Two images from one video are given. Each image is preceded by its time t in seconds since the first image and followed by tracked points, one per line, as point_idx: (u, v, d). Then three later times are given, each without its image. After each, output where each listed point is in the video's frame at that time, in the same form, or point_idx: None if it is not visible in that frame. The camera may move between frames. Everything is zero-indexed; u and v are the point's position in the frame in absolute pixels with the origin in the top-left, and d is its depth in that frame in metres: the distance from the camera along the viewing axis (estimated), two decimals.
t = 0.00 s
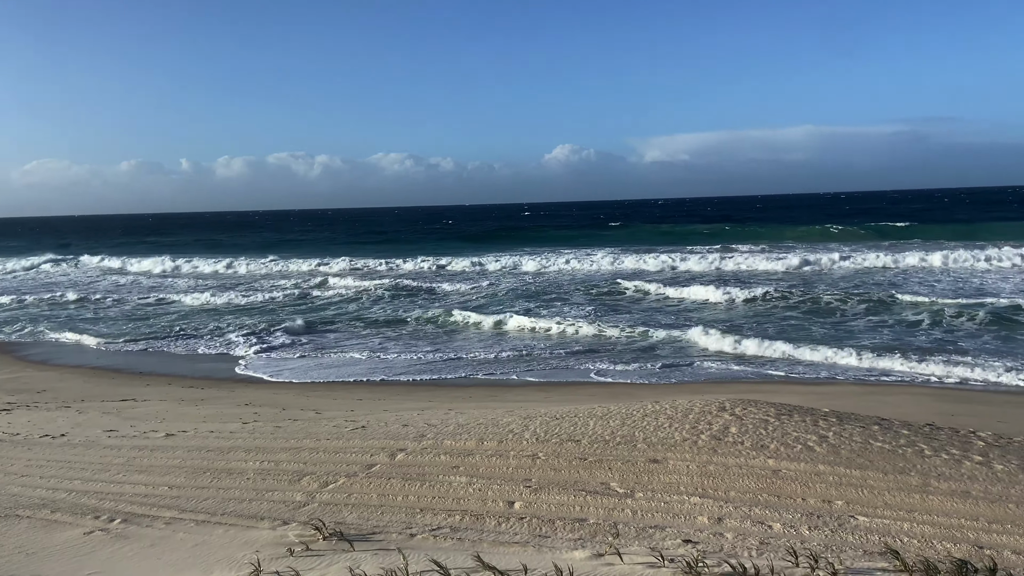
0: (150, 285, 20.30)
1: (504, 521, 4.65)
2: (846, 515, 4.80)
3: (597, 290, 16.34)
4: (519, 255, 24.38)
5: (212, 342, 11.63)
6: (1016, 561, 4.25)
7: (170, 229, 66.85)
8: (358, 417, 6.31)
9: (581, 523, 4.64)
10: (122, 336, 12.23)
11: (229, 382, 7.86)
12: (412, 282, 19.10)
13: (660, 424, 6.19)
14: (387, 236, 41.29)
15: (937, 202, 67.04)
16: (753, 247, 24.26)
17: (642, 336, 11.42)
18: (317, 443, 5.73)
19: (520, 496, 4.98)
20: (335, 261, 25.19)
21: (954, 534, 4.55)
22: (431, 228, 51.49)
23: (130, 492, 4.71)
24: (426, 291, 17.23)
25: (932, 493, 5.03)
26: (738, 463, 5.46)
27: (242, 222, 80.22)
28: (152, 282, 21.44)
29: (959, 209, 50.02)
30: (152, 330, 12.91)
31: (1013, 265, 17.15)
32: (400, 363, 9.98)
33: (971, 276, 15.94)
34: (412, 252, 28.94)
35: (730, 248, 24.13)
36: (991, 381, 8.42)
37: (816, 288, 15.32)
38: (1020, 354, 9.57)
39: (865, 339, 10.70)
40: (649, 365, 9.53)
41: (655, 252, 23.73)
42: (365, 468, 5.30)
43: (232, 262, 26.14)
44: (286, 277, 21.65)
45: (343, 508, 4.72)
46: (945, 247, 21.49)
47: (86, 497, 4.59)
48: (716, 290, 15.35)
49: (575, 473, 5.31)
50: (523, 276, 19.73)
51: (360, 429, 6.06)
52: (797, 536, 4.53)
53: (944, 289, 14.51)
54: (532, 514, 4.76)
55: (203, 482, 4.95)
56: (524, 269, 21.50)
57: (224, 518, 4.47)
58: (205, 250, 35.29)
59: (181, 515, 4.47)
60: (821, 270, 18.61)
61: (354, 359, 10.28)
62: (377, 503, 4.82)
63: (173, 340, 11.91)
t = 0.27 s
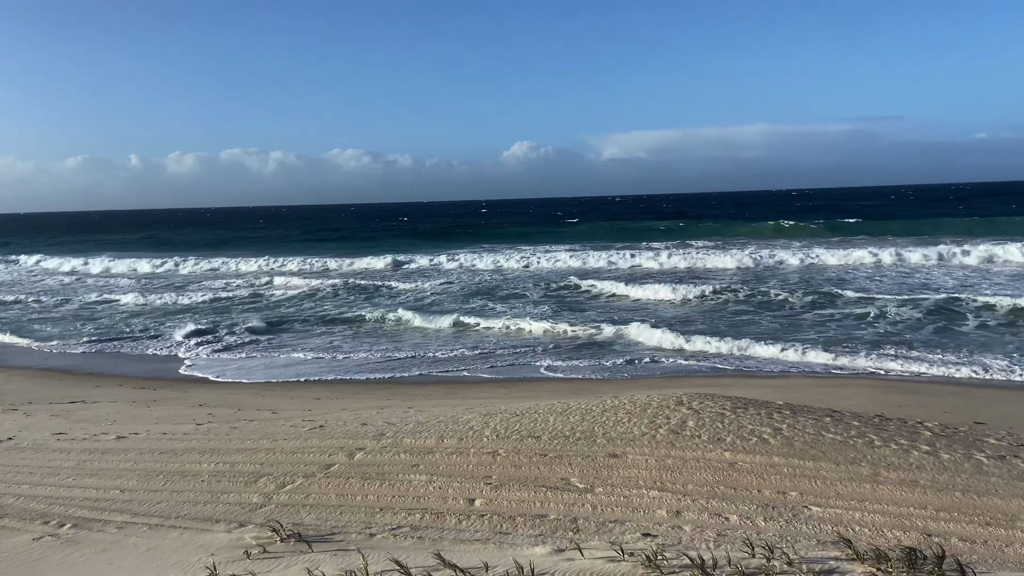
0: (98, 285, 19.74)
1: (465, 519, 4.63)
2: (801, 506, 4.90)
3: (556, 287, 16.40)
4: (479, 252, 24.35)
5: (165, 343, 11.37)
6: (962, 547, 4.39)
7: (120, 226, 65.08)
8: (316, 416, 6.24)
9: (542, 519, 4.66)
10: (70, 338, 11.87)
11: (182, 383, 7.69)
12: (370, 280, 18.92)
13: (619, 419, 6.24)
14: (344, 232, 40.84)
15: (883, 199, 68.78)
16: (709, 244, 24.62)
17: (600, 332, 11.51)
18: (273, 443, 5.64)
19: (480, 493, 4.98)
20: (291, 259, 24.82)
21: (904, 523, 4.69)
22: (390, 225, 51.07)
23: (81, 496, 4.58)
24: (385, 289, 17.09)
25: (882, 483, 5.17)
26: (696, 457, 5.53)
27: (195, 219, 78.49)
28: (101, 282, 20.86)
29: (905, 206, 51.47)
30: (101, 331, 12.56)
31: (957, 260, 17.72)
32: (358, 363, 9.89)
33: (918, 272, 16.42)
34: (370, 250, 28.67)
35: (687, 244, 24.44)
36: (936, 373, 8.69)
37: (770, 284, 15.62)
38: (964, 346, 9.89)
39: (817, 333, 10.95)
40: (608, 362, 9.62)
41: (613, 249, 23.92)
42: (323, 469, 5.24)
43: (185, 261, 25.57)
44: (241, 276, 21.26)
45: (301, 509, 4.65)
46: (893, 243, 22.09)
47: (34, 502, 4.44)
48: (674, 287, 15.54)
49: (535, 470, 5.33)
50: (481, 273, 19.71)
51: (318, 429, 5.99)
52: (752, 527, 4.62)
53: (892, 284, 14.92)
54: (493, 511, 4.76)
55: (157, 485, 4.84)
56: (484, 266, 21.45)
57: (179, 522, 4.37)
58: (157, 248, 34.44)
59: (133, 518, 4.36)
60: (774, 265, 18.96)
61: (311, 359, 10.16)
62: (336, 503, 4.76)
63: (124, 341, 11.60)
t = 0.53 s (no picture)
0: (47, 286, 19.15)
1: (427, 518, 4.61)
2: (758, 497, 4.99)
3: (517, 284, 16.42)
4: (440, 250, 24.25)
5: (117, 345, 11.09)
6: (912, 535, 4.53)
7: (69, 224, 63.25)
8: (274, 417, 6.15)
9: (504, 517, 4.66)
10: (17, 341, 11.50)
11: (135, 384, 7.51)
12: (330, 278, 18.71)
13: (579, 415, 6.28)
14: (303, 230, 40.32)
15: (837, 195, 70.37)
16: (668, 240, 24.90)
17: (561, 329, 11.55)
18: (230, 445, 5.55)
19: (442, 491, 4.96)
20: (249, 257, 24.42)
21: (857, 512, 4.81)
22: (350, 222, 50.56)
23: (29, 503, 4.44)
24: (345, 287, 16.92)
25: (836, 473, 5.29)
26: (656, 451, 5.59)
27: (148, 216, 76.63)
28: (50, 282, 20.24)
29: (857, 203, 52.71)
30: (50, 333, 12.20)
31: (906, 253, 18.22)
32: (317, 364, 9.79)
33: (869, 267, 16.85)
34: (329, 248, 28.35)
35: (647, 241, 24.68)
36: (887, 366, 8.93)
37: (728, 280, 15.87)
38: (913, 339, 10.17)
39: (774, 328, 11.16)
40: (568, 360, 9.67)
41: (574, 246, 24.04)
42: (281, 470, 5.17)
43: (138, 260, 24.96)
44: (197, 275, 20.84)
45: (259, 511, 4.58)
46: (846, 238, 22.62)
47: None
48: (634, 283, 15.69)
49: (497, 467, 5.33)
50: (443, 271, 19.65)
51: (276, 429, 5.90)
52: (711, 520, 4.69)
53: (845, 279, 15.28)
54: (455, 509, 4.75)
55: (109, 489, 4.72)
56: (444, 262, 21.37)
57: (133, 526, 4.26)
58: (108, 247, 33.54)
59: (85, 524, 4.24)
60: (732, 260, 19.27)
61: (269, 360, 10.02)
62: (295, 504, 4.70)
63: (74, 343, 11.29)
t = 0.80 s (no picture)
0: None
1: (388, 518, 4.59)
2: (717, 491, 5.07)
3: (480, 282, 16.40)
4: (402, 248, 24.11)
5: (69, 348, 10.82)
6: (865, 525, 4.64)
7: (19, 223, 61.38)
8: (231, 418, 6.06)
9: (466, 515, 4.66)
10: None
11: (88, 387, 7.33)
12: (290, 278, 18.49)
13: (541, 412, 6.31)
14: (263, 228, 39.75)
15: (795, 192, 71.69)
16: (630, 237, 25.12)
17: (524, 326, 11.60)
18: (186, 448, 5.46)
19: (403, 491, 4.94)
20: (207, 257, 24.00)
21: (812, 503, 4.91)
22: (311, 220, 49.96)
23: None
24: (306, 286, 16.73)
25: (792, 465, 5.39)
26: (616, 447, 5.64)
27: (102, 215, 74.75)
28: None
29: (814, 199, 53.76)
30: None
31: (861, 248, 18.64)
32: (276, 365, 9.69)
33: (825, 263, 17.20)
34: (290, 246, 27.99)
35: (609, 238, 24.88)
36: (840, 360, 9.14)
37: (688, 277, 16.07)
38: (865, 334, 10.42)
39: (732, 324, 11.34)
40: (530, 359, 9.71)
41: (537, 243, 24.11)
42: (239, 472, 5.10)
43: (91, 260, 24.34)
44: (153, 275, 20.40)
45: (217, 514, 4.51)
46: (802, 235, 23.06)
47: None
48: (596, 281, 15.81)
49: (459, 465, 5.33)
50: (405, 270, 19.56)
51: (234, 431, 5.83)
52: (671, 513, 4.75)
53: (801, 275, 15.59)
54: (416, 508, 4.73)
55: (61, 495, 4.60)
56: (407, 260, 21.24)
57: (85, 532, 4.16)
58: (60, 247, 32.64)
59: (36, 531, 4.13)
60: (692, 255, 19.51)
61: (227, 363, 9.89)
62: (254, 507, 4.64)
63: (25, 346, 10.99)
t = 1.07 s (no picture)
0: None
1: (349, 518, 4.56)
2: (677, 484, 5.13)
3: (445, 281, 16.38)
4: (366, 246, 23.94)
5: (21, 351, 10.54)
6: (820, 516, 4.75)
7: None
8: (189, 420, 5.97)
9: (428, 514, 4.65)
10: None
11: (39, 390, 7.16)
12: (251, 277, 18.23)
13: (503, 409, 6.32)
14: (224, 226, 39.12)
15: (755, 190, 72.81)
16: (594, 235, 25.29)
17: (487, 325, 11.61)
18: (142, 451, 5.37)
19: (365, 491, 4.91)
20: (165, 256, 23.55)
21: (769, 495, 5.00)
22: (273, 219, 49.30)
23: None
24: (267, 285, 16.53)
25: (750, 459, 5.49)
26: (578, 443, 5.68)
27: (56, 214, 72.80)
28: None
29: (774, 197, 54.66)
30: None
31: (818, 243, 19.01)
32: (237, 366, 9.57)
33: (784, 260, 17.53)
34: (252, 245, 27.60)
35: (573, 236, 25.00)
36: (797, 354, 9.32)
37: (650, 274, 16.24)
38: (821, 329, 10.64)
39: (692, 321, 11.50)
40: (493, 357, 9.72)
41: (501, 241, 24.11)
42: (196, 475, 5.02)
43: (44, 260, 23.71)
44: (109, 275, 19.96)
45: (174, 517, 4.44)
46: (762, 232, 23.44)
47: None
48: (559, 279, 15.89)
49: (421, 464, 5.32)
50: (369, 268, 19.42)
51: (191, 433, 5.74)
52: (632, 508, 4.80)
53: (761, 271, 15.86)
54: (378, 508, 4.71)
55: (10, 501, 4.49)
56: (370, 258, 21.09)
57: (36, 538, 4.07)
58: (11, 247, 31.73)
59: None
60: (655, 251, 19.70)
61: (186, 364, 9.73)
62: (212, 509, 4.58)
63: None
